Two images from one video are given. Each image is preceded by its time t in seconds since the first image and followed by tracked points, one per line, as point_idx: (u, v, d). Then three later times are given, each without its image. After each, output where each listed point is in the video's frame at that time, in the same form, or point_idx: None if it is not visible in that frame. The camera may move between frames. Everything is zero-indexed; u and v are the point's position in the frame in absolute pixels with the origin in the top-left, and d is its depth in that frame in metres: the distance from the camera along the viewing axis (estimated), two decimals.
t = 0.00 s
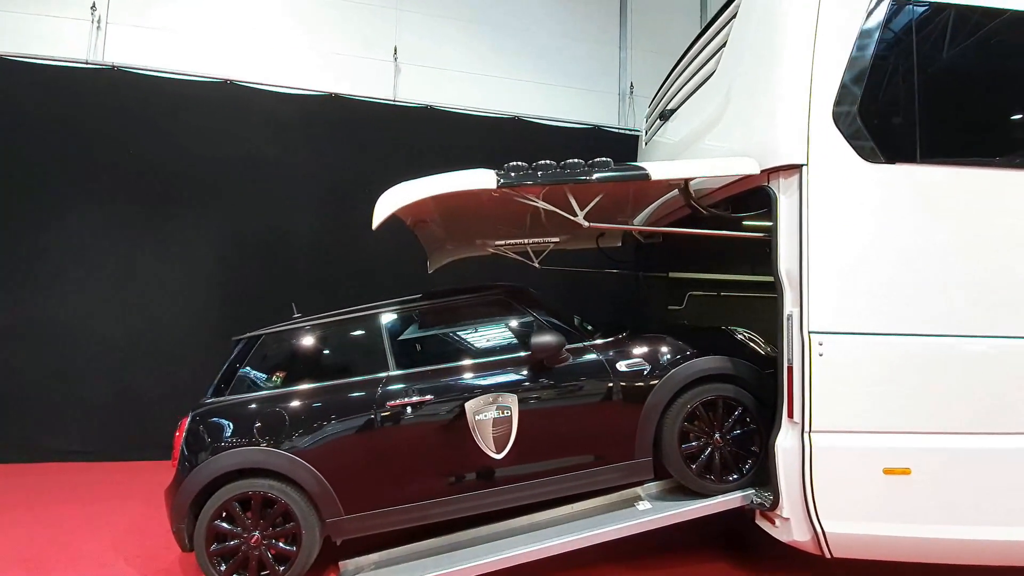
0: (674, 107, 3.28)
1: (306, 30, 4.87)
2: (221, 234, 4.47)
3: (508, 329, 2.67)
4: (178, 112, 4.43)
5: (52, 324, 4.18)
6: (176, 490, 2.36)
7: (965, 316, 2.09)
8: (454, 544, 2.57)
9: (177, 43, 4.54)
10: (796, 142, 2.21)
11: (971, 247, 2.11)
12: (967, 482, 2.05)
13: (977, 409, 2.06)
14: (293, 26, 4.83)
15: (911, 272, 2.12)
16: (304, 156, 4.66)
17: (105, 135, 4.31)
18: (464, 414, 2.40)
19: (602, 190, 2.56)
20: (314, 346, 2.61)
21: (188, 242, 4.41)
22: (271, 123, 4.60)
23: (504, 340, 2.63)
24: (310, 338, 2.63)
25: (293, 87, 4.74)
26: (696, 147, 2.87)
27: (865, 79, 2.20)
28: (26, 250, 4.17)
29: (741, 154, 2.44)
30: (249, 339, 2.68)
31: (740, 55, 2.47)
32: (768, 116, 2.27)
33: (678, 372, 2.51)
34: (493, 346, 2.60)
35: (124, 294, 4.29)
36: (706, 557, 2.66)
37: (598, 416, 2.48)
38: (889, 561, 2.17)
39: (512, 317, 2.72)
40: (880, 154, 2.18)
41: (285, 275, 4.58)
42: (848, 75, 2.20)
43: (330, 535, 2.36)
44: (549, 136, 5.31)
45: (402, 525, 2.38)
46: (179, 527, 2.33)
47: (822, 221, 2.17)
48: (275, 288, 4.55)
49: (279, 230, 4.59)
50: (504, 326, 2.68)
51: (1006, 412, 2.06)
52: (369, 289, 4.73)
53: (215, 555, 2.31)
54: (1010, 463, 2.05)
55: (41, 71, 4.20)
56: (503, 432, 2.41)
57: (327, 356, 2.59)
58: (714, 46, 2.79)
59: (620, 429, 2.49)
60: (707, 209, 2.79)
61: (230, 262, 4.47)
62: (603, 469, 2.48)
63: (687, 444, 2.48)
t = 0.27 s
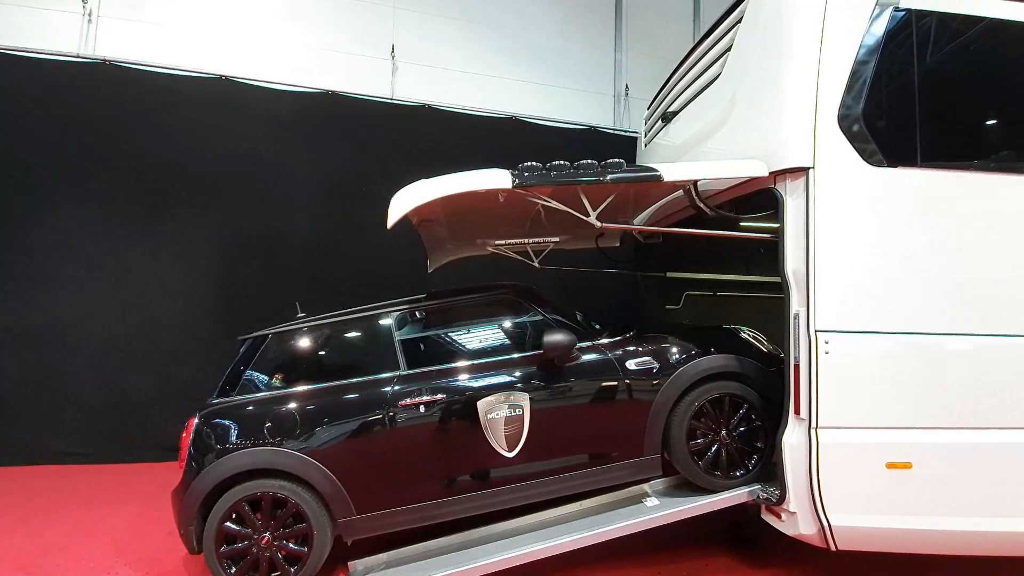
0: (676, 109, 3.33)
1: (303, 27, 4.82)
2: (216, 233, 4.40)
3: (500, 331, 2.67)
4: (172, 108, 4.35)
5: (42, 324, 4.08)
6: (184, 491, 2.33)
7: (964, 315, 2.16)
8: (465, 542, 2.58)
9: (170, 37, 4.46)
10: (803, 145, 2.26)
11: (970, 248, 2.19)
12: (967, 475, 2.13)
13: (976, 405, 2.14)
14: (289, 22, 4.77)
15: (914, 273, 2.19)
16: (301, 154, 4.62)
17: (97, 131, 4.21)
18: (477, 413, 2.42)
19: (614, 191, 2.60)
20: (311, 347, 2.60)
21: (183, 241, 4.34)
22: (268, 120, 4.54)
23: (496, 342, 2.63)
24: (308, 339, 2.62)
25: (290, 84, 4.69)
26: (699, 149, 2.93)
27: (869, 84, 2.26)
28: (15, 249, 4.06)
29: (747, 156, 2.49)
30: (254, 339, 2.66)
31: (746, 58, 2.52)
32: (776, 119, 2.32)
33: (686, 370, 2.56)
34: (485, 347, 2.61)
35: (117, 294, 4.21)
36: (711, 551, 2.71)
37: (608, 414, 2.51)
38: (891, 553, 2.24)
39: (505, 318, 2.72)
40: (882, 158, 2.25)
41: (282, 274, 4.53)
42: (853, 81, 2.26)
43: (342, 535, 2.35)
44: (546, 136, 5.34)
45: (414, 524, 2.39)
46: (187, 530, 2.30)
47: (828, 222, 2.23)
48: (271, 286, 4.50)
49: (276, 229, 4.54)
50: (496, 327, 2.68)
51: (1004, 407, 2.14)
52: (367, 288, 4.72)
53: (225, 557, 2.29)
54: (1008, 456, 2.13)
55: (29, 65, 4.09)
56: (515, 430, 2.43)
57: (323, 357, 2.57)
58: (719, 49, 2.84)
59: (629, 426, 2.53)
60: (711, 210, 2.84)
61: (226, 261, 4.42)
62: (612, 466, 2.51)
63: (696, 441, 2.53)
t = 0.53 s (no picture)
0: (673, 111, 3.39)
1: (293, 19, 4.71)
2: (205, 230, 4.30)
3: (488, 331, 2.67)
4: (159, 101, 4.23)
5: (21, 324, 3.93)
6: (187, 493, 2.28)
7: (955, 312, 2.26)
8: (472, 539, 2.59)
9: (155, 28, 4.32)
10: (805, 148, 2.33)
11: (960, 248, 2.29)
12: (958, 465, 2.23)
13: (967, 398, 2.24)
14: (279, 14, 4.66)
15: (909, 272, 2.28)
16: (293, 150, 4.54)
17: (80, 124, 4.07)
18: (487, 410, 2.43)
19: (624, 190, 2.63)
20: (305, 347, 2.56)
21: (171, 238, 4.23)
22: (258, 115, 4.45)
23: (484, 342, 2.63)
24: (302, 338, 2.58)
25: (280, 79, 4.60)
26: (698, 151, 2.99)
27: (867, 90, 2.35)
28: None
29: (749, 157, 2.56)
30: (255, 338, 2.62)
31: (748, 62, 2.58)
32: (778, 122, 2.39)
33: (690, 366, 2.61)
34: (473, 347, 2.60)
35: (101, 292, 4.08)
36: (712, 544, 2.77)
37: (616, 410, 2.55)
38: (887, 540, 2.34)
39: (493, 318, 2.72)
40: (879, 161, 2.34)
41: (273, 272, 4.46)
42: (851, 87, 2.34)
43: (351, 533, 2.33)
44: (538, 136, 5.37)
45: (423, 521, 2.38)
46: (191, 532, 2.25)
47: (829, 223, 2.31)
48: (262, 285, 4.43)
49: (267, 226, 4.46)
50: (484, 327, 2.68)
51: (992, 399, 2.25)
52: (360, 287, 4.68)
53: (231, 559, 2.25)
54: (996, 446, 2.24)
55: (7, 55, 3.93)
56: (524, 426, 2.45)
57: (317, 358, 2.54)
58: (718, 53, 2.91)
59: (635, 422, 2.57)
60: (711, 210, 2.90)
61: (216, 259, 4.32)
62: (618, 461, 2.55)
63: (699, 435, 2.59)
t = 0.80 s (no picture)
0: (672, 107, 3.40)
1: (283, 10, 4.60)
2: (192, 224, 4.18)
3: (477, 327, 2.63)
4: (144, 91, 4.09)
5: None
6: (184, 492, 2.20)
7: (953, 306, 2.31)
8: (477, 535, 2.55)
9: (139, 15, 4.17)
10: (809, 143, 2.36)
11: (957, 243, 2.34)
12: (956, 455, 2.29)
13: (964, 389, 2.30)
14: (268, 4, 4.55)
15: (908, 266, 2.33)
16: (283, 143, 4.45)
17: (60, 112, 3.91)
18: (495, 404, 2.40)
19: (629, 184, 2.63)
20: (297, 343, 2.49)
21: (156, 232, 4.10)
22: (247, 106, 4.34)
23: (472, 338, 2.58)
24: (295, 334, 2.51)
25: (270, 70, 4.49)
26: (699, 146, 3.00)
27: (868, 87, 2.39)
28: None
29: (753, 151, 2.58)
30: (253, 333, 2.55)
31: (750, 58, 2.60)
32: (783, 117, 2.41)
33: (694, 360, 2.62)
34: (461, 344, 2.55)
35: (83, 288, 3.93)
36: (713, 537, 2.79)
37: (623, 403, 2.55)
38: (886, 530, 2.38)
39: (482, 314, 2.68)
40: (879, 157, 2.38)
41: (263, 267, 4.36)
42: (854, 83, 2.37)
43: (355, 531, 2.29)
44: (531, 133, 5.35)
45: (429, 518, 2.35)
46: (189, 533, 2.18)
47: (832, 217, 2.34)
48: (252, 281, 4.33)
49: (256, 221, 4.36)
50: (472, 324, 2.64)
51: (987, 391, 2.31)
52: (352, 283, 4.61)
53: (231, 559, 2.18)
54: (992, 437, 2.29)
55: None
56: (531, 420, 2.43)
57: (309, 354, 2.48)
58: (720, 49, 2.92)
59: (641, 416, 2.57)
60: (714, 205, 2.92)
61: (204, 254, 4.21)
62: (624, 455, 2.55)
63: (704, 428, 2.60)
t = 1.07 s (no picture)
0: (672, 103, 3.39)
1: None
2: (181, 218, 4.06)
3: (468, 325, 2.56)
4: (130, 80, 3.96)
5: None
6: (180, 494, 2.13)
7: (954, 302, 2.33)
8: (480, 534, 2.51)
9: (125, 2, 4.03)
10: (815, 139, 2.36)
11: (958, 239, 2.36)
12: (957, 449, 2.31)
13: (965, 384, 2.32)
14: None
15: (911, 262, 2.34)
16: (275, 135, 4.34)
17: (42, 102, 3.77)
18: (501, 401, 2.37)
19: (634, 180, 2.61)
20: (292, 341, 2.41)
21: (144, 226, 3.97)
22: (238, 98, 4.23)
23: (462, 337, 2.52)
24: (292, 331, 2.43)
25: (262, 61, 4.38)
26: (701, 142, 3.00)
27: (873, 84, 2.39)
28: None
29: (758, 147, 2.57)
30: (251, 330, 2.48)
31: (755, 53, 2.59)
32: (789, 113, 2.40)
33: (698, 356, 2.61)
34: (452, 342, 2.50)
35: (67, 283, 3.79)
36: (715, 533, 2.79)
37: (628, 400, 2.54)
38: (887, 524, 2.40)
39: (474, 312, 2.61)
40: (883, 154, 2.38)
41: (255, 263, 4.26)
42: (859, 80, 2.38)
43: (358, 532, 2.24)
44: (527, 129, 5.32)
45: (433, 517, 2.30)
46: (186, 535, 2.10)
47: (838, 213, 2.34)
48: (243, 277, 4.23)
49: (247, 215, 4.26)
50: (464, 322, 2.58)
51: (986, 386, 2.34)
52: (346, 279, 4.53)
53: (230, 562, 2.11)
54: (991, 432, 2.32)
55: None
56: (537, 417, 2.41)
57: (304, 352, 2.41)
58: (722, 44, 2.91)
59: (646, 413, 2.56)
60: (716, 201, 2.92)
61: (193, 249, 4.09)
62: (629, 452, 2.54)
63: (709, 425, 2.59)
